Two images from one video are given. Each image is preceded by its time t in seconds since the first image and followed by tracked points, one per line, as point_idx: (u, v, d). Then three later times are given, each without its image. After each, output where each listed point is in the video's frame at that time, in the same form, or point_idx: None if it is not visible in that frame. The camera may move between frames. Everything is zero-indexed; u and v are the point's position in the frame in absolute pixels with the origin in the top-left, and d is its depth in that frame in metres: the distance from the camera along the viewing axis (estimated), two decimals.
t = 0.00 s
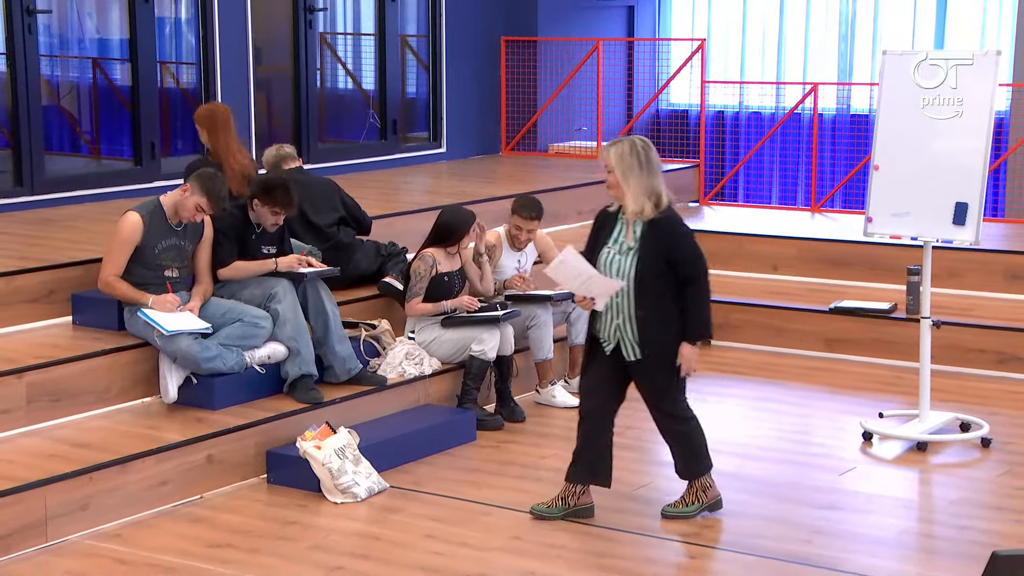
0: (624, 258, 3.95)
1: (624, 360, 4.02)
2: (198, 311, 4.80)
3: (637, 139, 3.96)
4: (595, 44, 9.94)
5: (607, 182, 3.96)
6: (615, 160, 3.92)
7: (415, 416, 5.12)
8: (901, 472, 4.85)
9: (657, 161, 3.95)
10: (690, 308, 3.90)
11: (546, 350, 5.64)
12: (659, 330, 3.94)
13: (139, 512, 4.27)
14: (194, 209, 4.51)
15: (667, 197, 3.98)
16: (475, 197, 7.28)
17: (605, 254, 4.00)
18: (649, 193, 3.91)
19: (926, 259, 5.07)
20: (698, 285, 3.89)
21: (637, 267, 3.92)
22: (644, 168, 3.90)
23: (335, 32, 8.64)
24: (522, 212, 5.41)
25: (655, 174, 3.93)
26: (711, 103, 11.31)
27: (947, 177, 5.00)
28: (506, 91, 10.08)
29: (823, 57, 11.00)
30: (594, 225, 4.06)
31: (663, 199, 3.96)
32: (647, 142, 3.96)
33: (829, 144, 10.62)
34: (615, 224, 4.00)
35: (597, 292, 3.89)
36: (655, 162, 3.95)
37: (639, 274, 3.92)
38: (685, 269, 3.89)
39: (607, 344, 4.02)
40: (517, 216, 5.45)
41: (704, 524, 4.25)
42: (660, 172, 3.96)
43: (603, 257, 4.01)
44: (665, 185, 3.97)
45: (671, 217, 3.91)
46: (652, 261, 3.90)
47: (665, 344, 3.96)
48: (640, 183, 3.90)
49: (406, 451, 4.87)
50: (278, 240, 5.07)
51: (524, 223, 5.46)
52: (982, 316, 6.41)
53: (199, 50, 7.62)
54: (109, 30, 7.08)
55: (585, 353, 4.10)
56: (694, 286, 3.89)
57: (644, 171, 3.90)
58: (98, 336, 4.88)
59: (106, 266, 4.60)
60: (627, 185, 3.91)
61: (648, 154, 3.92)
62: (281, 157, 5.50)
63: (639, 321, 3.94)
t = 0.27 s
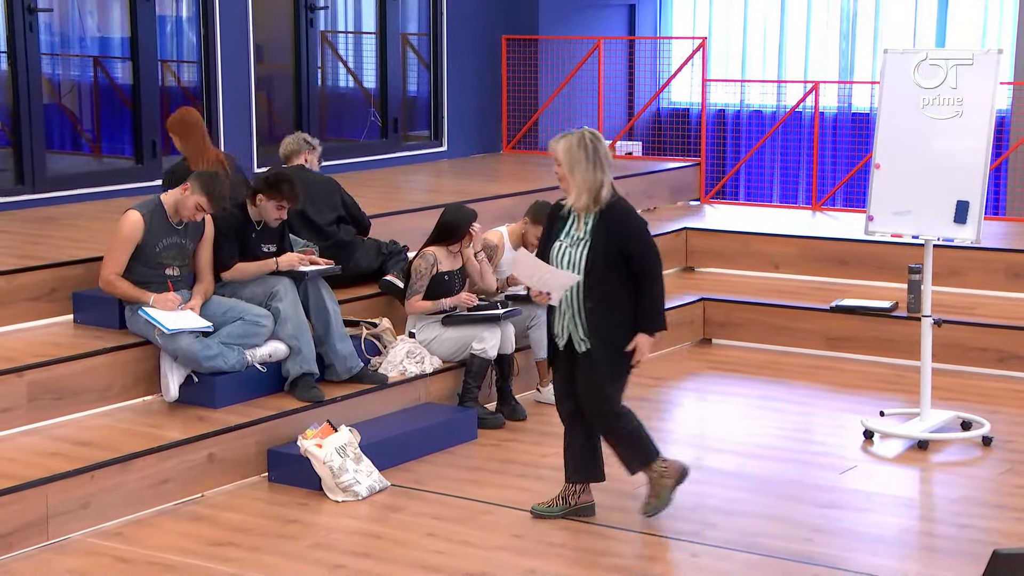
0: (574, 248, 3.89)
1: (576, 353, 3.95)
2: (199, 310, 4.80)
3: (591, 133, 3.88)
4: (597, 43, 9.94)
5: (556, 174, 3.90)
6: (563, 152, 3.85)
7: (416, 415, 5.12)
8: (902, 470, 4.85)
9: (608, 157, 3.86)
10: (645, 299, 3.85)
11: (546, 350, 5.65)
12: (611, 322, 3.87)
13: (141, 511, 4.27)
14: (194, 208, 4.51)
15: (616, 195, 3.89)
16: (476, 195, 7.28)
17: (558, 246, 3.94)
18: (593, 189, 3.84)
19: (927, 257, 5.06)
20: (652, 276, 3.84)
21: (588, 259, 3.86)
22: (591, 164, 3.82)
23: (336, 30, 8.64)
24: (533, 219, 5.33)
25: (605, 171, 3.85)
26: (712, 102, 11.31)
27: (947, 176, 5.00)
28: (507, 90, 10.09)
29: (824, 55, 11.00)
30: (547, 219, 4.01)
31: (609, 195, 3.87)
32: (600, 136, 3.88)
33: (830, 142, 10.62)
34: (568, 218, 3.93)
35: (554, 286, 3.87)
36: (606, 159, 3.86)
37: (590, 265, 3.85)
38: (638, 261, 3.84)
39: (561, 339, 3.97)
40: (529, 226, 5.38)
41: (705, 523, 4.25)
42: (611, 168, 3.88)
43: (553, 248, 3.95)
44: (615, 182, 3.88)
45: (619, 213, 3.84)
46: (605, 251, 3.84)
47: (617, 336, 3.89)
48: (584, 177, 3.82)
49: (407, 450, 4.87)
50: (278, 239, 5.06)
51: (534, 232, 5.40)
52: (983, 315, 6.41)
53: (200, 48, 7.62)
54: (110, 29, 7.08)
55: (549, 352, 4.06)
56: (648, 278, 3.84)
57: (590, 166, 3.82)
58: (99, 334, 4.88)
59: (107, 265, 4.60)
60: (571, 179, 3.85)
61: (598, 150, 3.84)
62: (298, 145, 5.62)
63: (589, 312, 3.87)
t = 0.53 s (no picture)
0: (544, 245, 3.87)
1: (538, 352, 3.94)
2: (200, 308, 4.80)
3: (564, 133, 3.88)
4: (598, 42, 9.94)
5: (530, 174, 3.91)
6: (535, 153, 3.85)
7: (417, 413, 5.13)
8: (903, 469, 4.85)
9: (581, 157, 3.85)
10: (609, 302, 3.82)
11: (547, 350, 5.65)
12: (573, 324, 3.85)
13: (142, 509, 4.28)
14: (194, 207, 4.51)
15: (590, 194, 3.87)
16: (477, 194, 7.28)
17: (532, 247, 3.91)
18: (564, 189, 3.83)
19: (929, 255, 5.05)
20: (617, 280, 3.82)
21: (556, 259, 3.84)
22: (561, 164, 3.82)
23: (337, 29, 8.64)
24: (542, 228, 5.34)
25: (576, 171, 3.83)
26: (713, 101, 11.32)
27: (948, 174, 5.00)
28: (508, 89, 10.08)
29: (825, 54, 10.99)
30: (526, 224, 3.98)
31: (582, 195, 3.86)
32: (572, 136, 3.87)
33: (831, 141, 10.62)
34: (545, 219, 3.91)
35: (520, 283, 3.81)
36: (578, 158, 3.85)
37: (558, 264, 3.83)
38: (602, 263, 3.82)
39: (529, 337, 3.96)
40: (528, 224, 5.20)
41: (706, 522, 4.26)
42: (584, 167, 3.86)
43: (529, 247, 3.93)
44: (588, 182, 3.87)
45: (588, 213, 3.82)
46: (572, 250, 3.82)
47: (578, 338, 3.86)
48: (556, 178, 3.83)
49: (408, 448, 4.87)
50: (278, 236, 5.06)
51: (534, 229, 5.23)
52: (984, 313, 6.41)
53: (202, 47, 7.62)
54: (111, 28, 7.09)
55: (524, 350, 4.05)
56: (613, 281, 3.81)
57: (560, 166, 3.82)
58: (101, 333, 4.88)
59: (107, 263, 4.60)
60: (544, 179, 3.85)
61: (570, 150, 3.84)
62: (308, 142, 5.58)
63: (552, 311, 3.86)
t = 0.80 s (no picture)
0: (506, 253, 3.81)
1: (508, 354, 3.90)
2: (202, 307, 4.80)
3: (540, 134, 3.82)
4: (600, 40, 9.93)
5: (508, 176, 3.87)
6: (510, 154, 3.82)
7: (419, 412, 5.13)
8: (904, 467, 4.85)
9: (554, 158, 3.78)
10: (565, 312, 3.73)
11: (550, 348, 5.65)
12: (534, 333, 3.79)
13: (143, 508, 4.28)
14: (194, 206, 4.51)
15: (564, 197, 3.79)
16: (479, 193, 7.28)
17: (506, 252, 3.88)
18: (535, 190, 3.77)
19: (930, 254, 5.05)
20: (574, 289, 3.71)
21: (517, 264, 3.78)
22: (532, 165, 3.77)
23: (339, 27, 8.64)
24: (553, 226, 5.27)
25: (548, 173, 3.76)
26: (715, 99, 11.31)
27: (950, 173, 5.00)
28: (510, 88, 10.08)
29: (827, 52, 10.99)
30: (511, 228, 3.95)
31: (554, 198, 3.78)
32: (548, 138, 3.80)
33: (833, 138, 10.61)
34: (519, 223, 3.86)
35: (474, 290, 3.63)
36: (552, 160, 3.78)
37: (519, 269, 3.78)
38: (559, 270, 3.72)
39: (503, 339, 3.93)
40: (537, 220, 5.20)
41: (707, 520, 4.26)
42: (558, 170, 3.79)
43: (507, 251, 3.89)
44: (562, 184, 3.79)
45: (552, 217, 3.73)
46: (529, 259, 3.75)
47: (539, 346, 3.80)
48: (526, 179, 3.77)
49: (410, 446, 4.87)
50: (278, 233, 5.05)
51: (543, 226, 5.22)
52: (986, 312, 6.41)
53: (203, 45, 7.62)
54: (113, 26, 7.09)
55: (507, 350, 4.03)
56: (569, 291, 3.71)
57: (531, 167, 3.76)
58: (103, 331, 4.88)
59: (108, 262, 4.60)
60: (517, 181, 3.81)
61: (544, 151, 3.78)
62: (310, 141, 5.57)
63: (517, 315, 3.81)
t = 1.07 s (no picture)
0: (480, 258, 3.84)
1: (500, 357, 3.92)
2: (203, 305, 4.79)
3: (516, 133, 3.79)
4: (601, 38, 9.92)
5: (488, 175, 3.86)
6: (487, 151, 3.82)
7: (420, 410, 5.13)
8: (906, 466, 4.85)
9: (523, 158, 3.73)
10: (515, 314, 3.70)
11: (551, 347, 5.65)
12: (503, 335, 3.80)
13: (145, 506, 4.28)
14: (196, 204, 4.52)
15: (534, 196, 3.73)
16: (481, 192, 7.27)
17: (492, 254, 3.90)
18: (501, 188, 3.74)
19: (932, 253, 5.05)
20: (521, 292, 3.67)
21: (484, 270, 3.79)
22: (500, 163, 3.75)
23: (340, 26, 8.64)
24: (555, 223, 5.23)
25: (516, 171, 3.73)
26: (717, 98, 11.30)
27: (951, 172, 4.99)
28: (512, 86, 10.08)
29: (828, 50, 10.98)
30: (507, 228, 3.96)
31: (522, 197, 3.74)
32: (521, 138, 3.76)
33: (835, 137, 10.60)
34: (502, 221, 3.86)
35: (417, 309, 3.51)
36: (522, 159, 3.74)
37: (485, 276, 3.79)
38: (510, 272, 3.68)
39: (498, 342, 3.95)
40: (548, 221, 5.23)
41: (708, 519, 4.26)
42: (530, 169, 3.74)
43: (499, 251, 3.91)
44: (532, 183, 3.73)
45: (509, 217, 3.70)
46: (489, 265, 3.75)
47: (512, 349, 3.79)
48: (494, 176, 3.76)
49: (411, 445, 4.88)
50: (280, 230, 5.04)
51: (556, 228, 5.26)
52: (987, 310, 6.41)
53: (205, 44, 7.62)
54: (115, 24, 7.09)
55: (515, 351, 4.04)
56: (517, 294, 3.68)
57: (499, 165, 3.75)
58: (104, 330, 4.88)
59: (110, 260, 4.60)
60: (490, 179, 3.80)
61: (514, 149, 3.74)
62: (297, 143, 5.49)
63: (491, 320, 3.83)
